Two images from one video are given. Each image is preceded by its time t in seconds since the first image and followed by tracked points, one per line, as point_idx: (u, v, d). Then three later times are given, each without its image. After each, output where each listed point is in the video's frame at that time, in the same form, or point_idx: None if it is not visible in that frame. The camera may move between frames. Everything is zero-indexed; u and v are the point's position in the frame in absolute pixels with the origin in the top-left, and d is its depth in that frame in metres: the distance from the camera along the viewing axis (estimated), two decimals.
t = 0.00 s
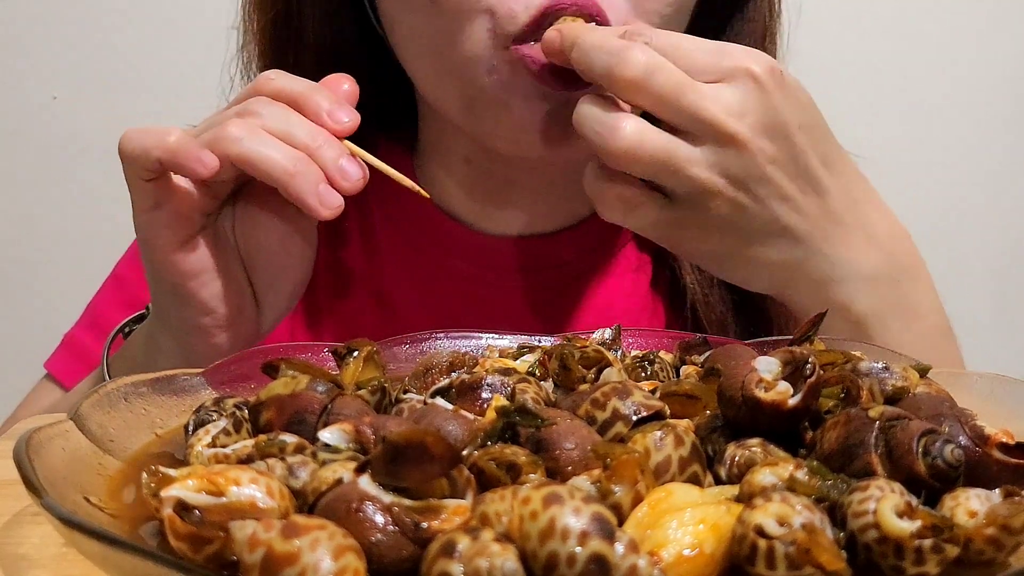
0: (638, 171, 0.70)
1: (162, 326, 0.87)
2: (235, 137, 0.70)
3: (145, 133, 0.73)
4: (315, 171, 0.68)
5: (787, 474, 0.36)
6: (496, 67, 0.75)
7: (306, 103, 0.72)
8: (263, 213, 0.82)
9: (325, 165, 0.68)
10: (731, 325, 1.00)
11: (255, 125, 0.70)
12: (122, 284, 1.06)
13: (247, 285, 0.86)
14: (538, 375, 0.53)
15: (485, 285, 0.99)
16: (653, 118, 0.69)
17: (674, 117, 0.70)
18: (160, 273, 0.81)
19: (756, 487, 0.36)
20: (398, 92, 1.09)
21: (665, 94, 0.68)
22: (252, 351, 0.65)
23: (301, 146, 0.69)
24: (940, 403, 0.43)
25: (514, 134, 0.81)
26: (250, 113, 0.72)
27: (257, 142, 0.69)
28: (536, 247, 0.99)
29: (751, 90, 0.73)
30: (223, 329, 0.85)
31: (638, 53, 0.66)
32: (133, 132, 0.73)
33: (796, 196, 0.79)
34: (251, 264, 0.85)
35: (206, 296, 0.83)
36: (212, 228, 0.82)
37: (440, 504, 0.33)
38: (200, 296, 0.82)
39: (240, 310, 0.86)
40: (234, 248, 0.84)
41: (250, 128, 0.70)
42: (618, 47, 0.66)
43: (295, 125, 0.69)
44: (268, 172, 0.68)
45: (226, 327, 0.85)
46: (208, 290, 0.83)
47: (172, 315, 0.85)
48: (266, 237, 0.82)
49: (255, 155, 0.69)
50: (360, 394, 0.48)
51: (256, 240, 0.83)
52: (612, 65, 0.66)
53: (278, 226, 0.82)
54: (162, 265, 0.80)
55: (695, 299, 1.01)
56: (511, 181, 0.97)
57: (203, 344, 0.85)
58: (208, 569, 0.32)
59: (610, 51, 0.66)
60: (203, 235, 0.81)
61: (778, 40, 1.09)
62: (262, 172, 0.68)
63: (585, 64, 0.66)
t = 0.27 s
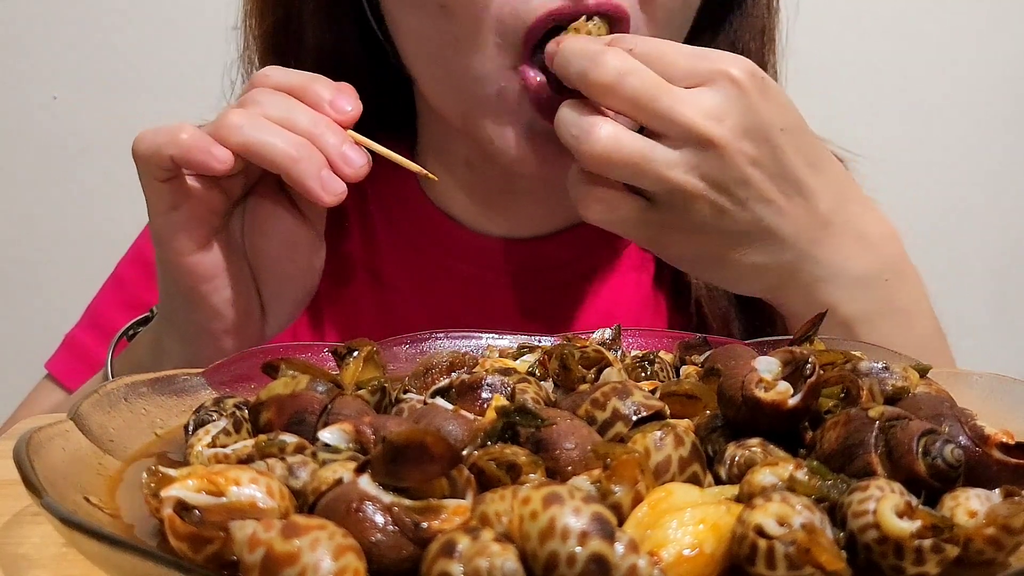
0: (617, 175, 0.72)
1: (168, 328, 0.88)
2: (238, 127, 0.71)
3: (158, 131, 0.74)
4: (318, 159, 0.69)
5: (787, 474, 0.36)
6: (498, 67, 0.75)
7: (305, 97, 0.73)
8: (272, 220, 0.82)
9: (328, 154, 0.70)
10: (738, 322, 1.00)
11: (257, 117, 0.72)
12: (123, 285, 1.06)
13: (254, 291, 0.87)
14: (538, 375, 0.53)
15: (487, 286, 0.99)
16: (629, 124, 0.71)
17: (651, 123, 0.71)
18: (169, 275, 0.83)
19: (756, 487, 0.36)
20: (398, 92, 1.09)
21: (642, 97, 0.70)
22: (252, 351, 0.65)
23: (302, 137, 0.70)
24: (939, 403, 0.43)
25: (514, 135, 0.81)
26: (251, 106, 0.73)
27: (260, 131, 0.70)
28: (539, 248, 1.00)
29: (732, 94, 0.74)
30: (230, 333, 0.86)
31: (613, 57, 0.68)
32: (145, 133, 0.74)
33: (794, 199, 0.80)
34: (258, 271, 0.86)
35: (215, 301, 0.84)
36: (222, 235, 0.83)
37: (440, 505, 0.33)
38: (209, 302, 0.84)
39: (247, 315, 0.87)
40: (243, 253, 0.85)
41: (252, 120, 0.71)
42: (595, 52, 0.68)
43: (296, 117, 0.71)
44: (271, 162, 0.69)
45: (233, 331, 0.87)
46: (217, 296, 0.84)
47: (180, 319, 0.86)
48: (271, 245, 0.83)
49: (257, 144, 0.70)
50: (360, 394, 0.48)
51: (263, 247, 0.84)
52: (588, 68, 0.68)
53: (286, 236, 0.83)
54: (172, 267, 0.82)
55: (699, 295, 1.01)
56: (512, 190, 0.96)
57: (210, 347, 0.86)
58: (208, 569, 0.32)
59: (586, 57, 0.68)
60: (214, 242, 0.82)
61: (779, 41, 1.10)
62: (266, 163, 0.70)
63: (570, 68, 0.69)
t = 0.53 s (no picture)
0: (625, 172, 0.72)
1: (171, 332, 0.87)
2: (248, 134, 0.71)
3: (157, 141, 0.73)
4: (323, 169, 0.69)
5: (787, 474, 0.36)
6: (500, 68, 0.75)
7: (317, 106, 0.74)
8: (275, 224, 0.83)
9: (334, 165, 0.70)
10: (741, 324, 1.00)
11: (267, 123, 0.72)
12: (124, 285, 1.06)
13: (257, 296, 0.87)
14: (538, 375, 0.53)
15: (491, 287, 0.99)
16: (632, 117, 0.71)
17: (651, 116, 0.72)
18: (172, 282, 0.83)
19: (756, 487, 0.36)
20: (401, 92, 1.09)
21: (644, 92, 0.70)
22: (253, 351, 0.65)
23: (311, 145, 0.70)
24: (940, 403, 0.43)
25: (514, 136, 0.81)
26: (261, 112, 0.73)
27: (269, 139, 0.70)
28: (542, 249, 1.00)
29: (732, 87, 0.75)
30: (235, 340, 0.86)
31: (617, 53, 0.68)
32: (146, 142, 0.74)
33: (796, 197, 0.80)
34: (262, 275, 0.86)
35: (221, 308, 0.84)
36: (227, 242, 0.84)
37: (440, 505, 0.33)
38: (213, 309, 0.84)
39: (252, 321, 0.87)
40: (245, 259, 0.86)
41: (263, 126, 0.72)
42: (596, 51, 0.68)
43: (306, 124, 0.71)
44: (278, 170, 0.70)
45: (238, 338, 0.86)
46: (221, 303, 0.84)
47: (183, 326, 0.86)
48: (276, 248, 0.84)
49: (265, 151, 0.70)
50: (360, 394, 0.48)
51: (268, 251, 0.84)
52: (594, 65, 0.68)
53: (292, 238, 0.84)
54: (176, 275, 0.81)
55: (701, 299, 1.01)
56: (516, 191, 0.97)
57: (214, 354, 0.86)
58: (208, 569, 0.32)
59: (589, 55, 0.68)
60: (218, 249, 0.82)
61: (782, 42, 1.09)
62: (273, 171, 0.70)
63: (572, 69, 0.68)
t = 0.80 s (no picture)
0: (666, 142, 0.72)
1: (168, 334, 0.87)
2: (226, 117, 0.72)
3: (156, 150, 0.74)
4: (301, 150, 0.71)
5: (787, 474, 0.36)
6: (502, 69, 0.75)
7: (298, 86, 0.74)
8: (280, 226, 0.85)
9: (311, 146, 0.71)
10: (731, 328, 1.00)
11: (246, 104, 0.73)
12: (124, 285, 1.07)
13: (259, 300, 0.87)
14: (538, 375, 0.53)
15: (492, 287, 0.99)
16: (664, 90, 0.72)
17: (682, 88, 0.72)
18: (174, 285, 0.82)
19: (756, 487, 0.36)
20: (402, 93, 1.09)
21: (682, 62, 0.71)
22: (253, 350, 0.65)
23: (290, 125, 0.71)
24: (940, 403, 0.43)
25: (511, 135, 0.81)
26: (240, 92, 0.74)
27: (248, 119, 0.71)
28: (543, 248, 1.00)
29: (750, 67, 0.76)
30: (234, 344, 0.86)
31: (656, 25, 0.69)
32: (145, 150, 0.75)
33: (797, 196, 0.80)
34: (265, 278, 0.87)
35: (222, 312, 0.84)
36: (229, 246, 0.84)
37: (439, 505, 0.33)
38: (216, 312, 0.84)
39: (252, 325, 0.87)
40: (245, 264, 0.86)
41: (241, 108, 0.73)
42: (633, 29, 0.68)
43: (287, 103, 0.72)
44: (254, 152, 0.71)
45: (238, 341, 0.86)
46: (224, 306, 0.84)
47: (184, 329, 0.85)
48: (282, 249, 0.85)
49: (245, 133, 0.71)
50: (360, 394, 0.48)
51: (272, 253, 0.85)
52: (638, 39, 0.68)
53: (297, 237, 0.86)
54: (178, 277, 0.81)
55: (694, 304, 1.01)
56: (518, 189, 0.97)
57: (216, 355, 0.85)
58: (208, 569, 0.32)
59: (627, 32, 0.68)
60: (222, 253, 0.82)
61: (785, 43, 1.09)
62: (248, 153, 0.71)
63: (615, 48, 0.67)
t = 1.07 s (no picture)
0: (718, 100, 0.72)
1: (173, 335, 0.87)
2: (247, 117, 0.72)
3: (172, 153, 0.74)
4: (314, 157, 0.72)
5: (787, 474, 0.36)
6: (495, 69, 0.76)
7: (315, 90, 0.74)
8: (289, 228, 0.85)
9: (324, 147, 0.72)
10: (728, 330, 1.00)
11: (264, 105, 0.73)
12: (125, 285, 1.07)
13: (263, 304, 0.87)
14: (538, 375, 0.53)
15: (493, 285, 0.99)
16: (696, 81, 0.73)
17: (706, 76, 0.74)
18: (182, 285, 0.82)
19: (756, 487, 0.36)
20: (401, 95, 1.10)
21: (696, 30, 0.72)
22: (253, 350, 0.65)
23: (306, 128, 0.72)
24: (940, 403, 0.43)
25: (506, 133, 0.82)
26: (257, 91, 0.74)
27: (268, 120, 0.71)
28: (543, 248, 1.00)
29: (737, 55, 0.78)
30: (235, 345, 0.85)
31: None
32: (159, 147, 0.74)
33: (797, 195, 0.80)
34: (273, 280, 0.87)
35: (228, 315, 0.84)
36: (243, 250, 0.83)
37: (440, 505, 0.33)
38: (222, 316, 0.83)
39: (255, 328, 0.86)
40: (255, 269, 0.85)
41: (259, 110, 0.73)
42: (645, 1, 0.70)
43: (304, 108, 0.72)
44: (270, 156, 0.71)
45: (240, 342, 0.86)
46: (230, 310, 0.83)
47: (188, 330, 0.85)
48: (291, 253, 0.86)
49: (262, 134, 0.71)
50: (360, 394, 0.48)
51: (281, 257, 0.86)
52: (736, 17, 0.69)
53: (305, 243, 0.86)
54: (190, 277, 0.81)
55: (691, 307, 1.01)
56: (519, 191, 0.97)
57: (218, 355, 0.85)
58: (208, 569, 0.32)
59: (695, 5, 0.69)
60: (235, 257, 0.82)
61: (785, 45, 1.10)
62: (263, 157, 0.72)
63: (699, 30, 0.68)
